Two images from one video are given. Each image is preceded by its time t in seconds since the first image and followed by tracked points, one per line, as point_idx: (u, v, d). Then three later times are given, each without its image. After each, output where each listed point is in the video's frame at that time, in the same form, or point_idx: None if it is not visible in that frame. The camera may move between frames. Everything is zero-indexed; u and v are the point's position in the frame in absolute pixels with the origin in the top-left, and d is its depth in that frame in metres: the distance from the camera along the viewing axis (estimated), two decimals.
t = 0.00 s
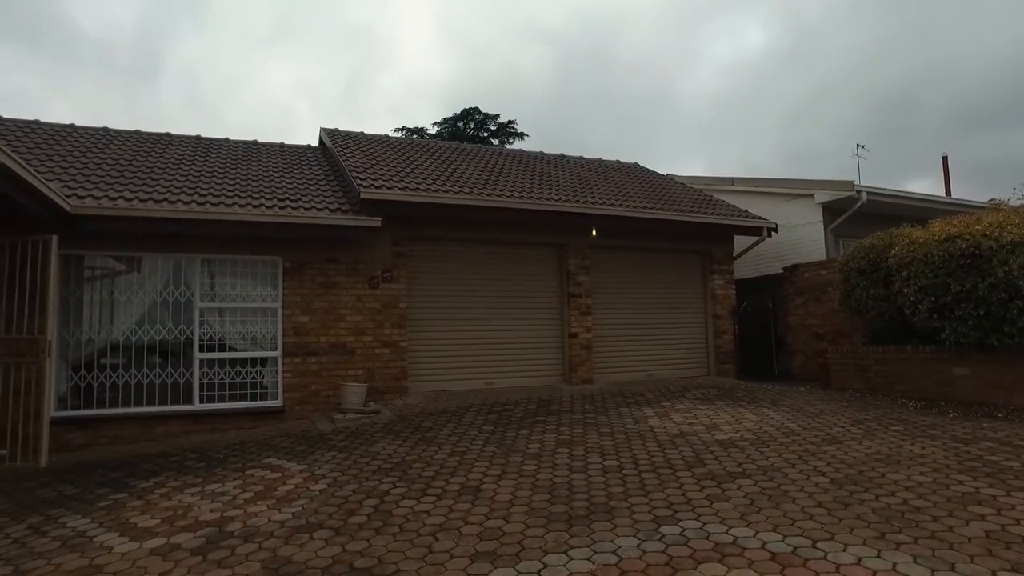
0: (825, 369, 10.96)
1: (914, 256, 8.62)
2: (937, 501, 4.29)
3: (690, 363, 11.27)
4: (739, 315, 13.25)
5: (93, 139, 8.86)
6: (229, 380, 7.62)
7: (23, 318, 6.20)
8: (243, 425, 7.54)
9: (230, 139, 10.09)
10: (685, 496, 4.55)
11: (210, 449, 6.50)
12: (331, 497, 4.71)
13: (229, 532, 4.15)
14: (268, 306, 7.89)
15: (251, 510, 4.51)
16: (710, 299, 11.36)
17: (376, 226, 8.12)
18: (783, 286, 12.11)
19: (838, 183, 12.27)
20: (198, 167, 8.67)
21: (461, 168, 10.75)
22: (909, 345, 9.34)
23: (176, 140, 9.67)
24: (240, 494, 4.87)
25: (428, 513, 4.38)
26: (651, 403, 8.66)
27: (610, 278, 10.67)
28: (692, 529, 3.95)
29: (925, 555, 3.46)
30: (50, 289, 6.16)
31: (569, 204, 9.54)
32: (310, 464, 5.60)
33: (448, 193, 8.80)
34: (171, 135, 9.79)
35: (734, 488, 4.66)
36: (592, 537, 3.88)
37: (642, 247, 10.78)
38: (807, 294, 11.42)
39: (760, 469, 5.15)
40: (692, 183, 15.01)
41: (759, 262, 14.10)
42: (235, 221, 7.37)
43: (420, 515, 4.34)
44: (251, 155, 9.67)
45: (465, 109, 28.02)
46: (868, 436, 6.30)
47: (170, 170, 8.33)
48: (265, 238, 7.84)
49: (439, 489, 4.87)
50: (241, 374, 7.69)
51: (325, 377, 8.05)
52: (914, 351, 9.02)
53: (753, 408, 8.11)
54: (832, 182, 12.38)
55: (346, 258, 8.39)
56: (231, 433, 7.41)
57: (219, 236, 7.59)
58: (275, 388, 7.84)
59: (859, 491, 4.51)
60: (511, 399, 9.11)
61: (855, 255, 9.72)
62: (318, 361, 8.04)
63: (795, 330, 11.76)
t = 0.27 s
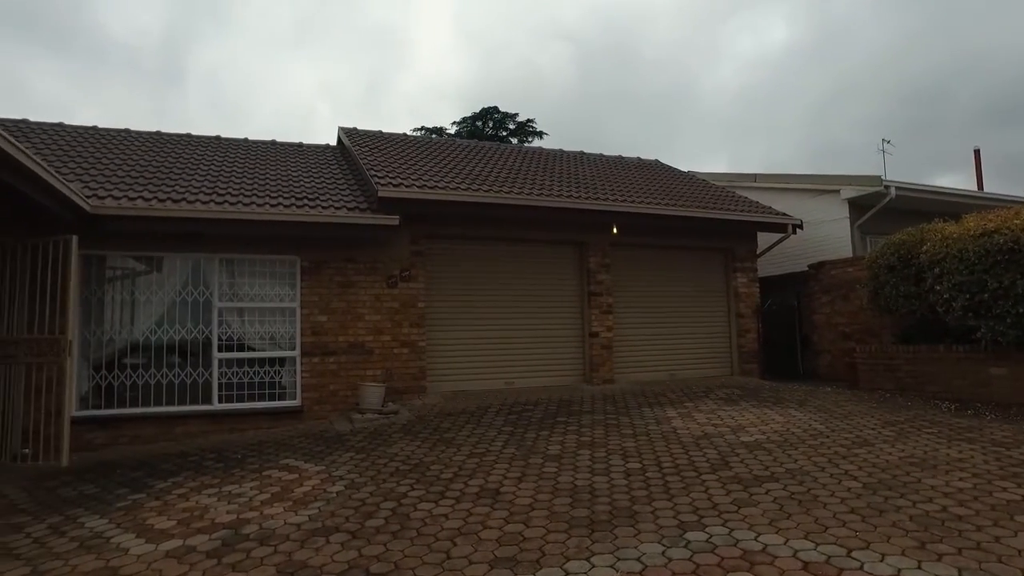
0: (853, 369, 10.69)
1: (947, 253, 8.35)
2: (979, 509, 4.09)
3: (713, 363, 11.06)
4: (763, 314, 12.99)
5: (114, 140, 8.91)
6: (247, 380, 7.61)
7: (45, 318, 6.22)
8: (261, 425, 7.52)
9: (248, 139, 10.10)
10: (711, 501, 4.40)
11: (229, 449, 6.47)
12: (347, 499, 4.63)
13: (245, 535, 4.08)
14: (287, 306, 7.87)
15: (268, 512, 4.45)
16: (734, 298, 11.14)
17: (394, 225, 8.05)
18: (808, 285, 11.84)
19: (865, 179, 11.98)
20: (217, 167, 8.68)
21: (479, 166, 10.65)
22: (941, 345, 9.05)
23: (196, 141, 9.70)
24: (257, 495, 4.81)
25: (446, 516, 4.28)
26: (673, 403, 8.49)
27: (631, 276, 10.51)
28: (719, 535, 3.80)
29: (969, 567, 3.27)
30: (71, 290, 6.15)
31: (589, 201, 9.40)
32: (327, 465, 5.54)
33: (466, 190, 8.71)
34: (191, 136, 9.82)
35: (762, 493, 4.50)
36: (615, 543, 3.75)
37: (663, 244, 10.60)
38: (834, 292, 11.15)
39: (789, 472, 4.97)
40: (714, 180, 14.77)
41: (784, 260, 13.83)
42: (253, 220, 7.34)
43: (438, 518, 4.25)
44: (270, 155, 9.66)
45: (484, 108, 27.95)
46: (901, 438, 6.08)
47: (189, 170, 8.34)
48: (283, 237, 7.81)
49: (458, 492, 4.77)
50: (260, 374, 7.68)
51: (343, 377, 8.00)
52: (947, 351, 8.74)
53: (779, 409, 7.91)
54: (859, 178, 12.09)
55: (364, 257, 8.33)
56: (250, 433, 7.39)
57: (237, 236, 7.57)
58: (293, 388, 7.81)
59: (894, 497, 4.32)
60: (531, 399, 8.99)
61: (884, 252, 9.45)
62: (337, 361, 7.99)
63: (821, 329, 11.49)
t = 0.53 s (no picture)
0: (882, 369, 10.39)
1: (983, 249, 8.04)
2: None
3: (737, 362, 10.82)
4: (788, 312, 12.70)
5: (134, 141, 8.94)
6: (265, 380, 7.56)
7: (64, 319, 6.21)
8: (279, 426, 7.47)
9: (267, 139, 10.08)
10: (739, 507, 4.22)
11: (246, 450, 6.42)
12: (364, 503, 4.53)
13: (260, 539, 4.00)
14: (305, 306, 7.81)
15: (283, 515, 4.37)
16: (758, 296, 10.89)
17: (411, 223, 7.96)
18: (836, 282, 11.54)
19: (894, 173, 11.65)
20: (235, 167, 8.65)
21: (498, 164, 10.53)
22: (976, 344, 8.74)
23: (215, 141, 9.70)
24: (272, 498, 4.73)
25: (464, 521, 4.16)
26: (697, 404, 8.29)
27: (653, 274, 10.32)
28: (749, 544, 3.63)
29: None
30: (90, 290, 6.13)
31: (610, 198, 9.23)
32: (344, 467, 5.45)
33: (485, 188, 8.59)
34: (209, 136, 9.82)
35: (793, 498, 4.31)
36: (641, 552, 3.60)
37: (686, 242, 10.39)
38: (862, 290, 10.85)
39: (820, 477, 4.78)
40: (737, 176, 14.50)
41: (809, 258, 13.52)
42: (270, 219, 7.29)
43: (456, 523, 4.13)
44: (287, 154, 9.63)
45: (503, 107, 27.82)
46: (937, 442, 5.84)
47: (207, 170, 8.33)
48: (301, 236, 7.76)
49: (476, 496, 4.65)
50: (278, 375, 7.63)
51: (361, 377, 7.93)
52: (983, 351, 8.43)
53: (807, 410, 7.68)
54: (888, 172, 11.75)
55: (382, 256, 8.25)
56: (268, 434, 7.34)
57: (255, 235, 7.52)
58: (311, 389, 7.75)
59: (934, 504, 4.11)
60: (551, 400, 8.85)
61: (916, 248, 9.15)
62: (354, 361, 7.92)
63: (849, 328, 11.19)
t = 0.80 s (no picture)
0: (912, 369, 10.09)
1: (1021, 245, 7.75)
2: None
3: (761, 362, 10.59)
4: (814, 311, 12.42)
5: (153, 142, 8.96)
6: (282, 381, 7.52)
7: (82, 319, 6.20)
8: (297, 426, 7.42)
9: (284, 138, 10.06)
10: (768, 514, 4.05)
11: (263, 451, 6.37)
12: (380, 507, 4.44)
13: (273, 544, 3.91)
14: (322, 305, 7.76)
15: (298, 519, 4.29)
16: (783, 295, 10.64)
17: (429, 222, 7.86)
18: (863, 280, 11.25)
19: (925, 167, 11.31)
20: (252, 166, 8.63)
21: (516, 161, 10.41)
22: (1012, 344, 8.44)
23: (233, 141, 9.70)
24: (288, 501, 4.66)
25: (482, 527, 4.05)
26: (721, 405, 8.09)
27: (675, 272, 10.13)
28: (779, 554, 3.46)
29: None
30: (107, 290, 6.12)
31: (630, 195, 9.06)
32: (361, 469, 5.37)
33: (503, 185, 8.47)
34: (227, 136, 9.82)
35: (823, 505, 4.13)
36: (665, 562, 3.45)
37: (708, 239, 10.19)
38: (891, 288, 10.55)
39: (852, 482, 4.59)
40: (760, 172, 14.22)
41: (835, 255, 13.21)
42: (287, 218, 7.24)
43: (473, 529, 4.02)
44: (304, 153, 9.59)
45: (522, 105, 27.65)
46: (975, 446, 5.60)
47: (225, 170, 8.31)
48: (318, 236, 7.70)
49: (494, 500, 4.53)
50: (295, 375, 7.58)
51: (378, 377, 7.85)
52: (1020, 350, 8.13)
53: (835, 412, 7.45)
54: (918, 167, 11.42)
55: (399, 255, 8.17)
56: (285, 434, 7.30)
57: (272, 234, 7.48)
58: (328, 389, 7.69)
59: (976, 513, 3.91)
60: (570, 400, 8.71)
61: (948, 244, 8.86)
62: (371, 361, 7.85)
63: (877, 327, 10.90)
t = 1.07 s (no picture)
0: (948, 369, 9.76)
1: None
2: None
3: (789, 363, 10.33)
4: (843, 310, 12.09)
5: (174, 143, 8.99)
6: (302, 381, 7.48)
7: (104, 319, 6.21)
8: (317, 427, 7.38)
9: (303, 138, 10.04)
10: (802, 523, 3.87)
11: (283, 452, 6.32)
12: (398, 511, 4.34)
13: (290, 549, 3.83)
14: (342, 305, 7.70)
15: (316, 523, 4.21)
16: (811, 293, 10.36)
17: (448, 220, 7.76)
18: (895, 278, 10.91)
19: (961, 160, 10.95)
20: (272, 166, 8.61)
21: (537, 158, 10.27)
22: None
23: (254, 141, 9.70)
24: (306, 504, 4.58)
25: (503, 533, 3.93)
26: (748, 407, 7.88)
27: (700, 271, 9.92)
28: (815, 566, 3.29)
29: None
30: (128, 290, 6.12)
31: (653, 192, 8.87)
32: (380, 471, 5.29)
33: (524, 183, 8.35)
34: (248, 136, 9.82)
35: (861, 514, 3.94)
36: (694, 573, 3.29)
37: (734, 236, 9.95)
38: (925, 285, 10.22)
39: (890, 489, 4.38)
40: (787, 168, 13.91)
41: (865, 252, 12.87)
42: (306, 217, 7.19)
43: (494, 536, 3.90)
44: (324, 153, 9.56)
45: (543, 103, 27.47)
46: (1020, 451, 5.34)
47: (245, 170, 8.30)
48: (337, 235, 7.65)
49: (515, 505, 4.40)
50: (315, 375, 7.54)
51: (398, 377, 7.78)
52: None
53: (869, 414, 7.20)
54: (954, 160, 11.05)
55: (419, 254, 8.09)
56: (305, 435, 7.25)
57: (291, 233, 7.44)
58: (348, 389, 7.64)
59: None
60: (593, 401, 8.56)
61: (987, 240, 8.53)
62: (391, 361, 7.78)
63: (910, 326, 10.57)
